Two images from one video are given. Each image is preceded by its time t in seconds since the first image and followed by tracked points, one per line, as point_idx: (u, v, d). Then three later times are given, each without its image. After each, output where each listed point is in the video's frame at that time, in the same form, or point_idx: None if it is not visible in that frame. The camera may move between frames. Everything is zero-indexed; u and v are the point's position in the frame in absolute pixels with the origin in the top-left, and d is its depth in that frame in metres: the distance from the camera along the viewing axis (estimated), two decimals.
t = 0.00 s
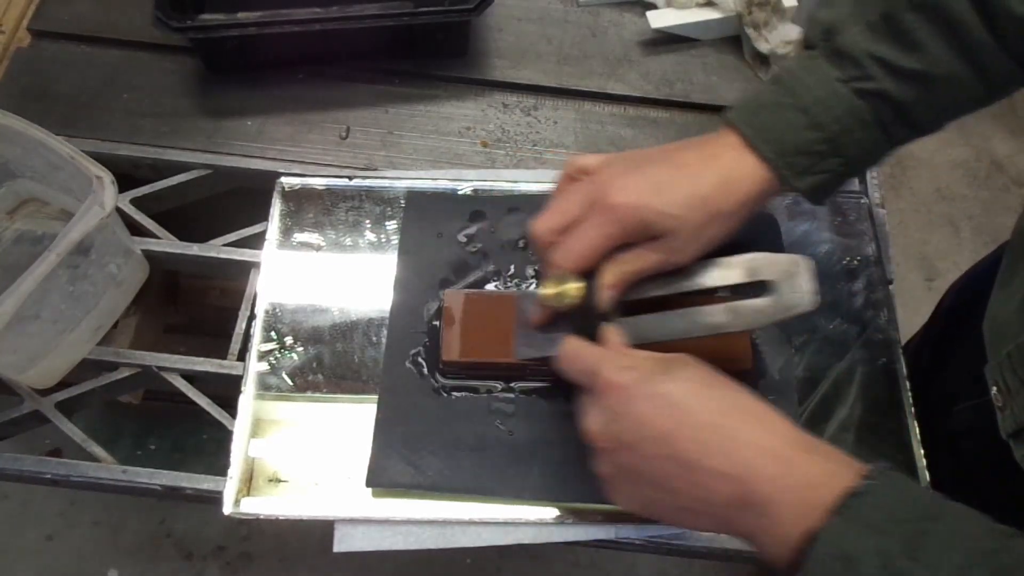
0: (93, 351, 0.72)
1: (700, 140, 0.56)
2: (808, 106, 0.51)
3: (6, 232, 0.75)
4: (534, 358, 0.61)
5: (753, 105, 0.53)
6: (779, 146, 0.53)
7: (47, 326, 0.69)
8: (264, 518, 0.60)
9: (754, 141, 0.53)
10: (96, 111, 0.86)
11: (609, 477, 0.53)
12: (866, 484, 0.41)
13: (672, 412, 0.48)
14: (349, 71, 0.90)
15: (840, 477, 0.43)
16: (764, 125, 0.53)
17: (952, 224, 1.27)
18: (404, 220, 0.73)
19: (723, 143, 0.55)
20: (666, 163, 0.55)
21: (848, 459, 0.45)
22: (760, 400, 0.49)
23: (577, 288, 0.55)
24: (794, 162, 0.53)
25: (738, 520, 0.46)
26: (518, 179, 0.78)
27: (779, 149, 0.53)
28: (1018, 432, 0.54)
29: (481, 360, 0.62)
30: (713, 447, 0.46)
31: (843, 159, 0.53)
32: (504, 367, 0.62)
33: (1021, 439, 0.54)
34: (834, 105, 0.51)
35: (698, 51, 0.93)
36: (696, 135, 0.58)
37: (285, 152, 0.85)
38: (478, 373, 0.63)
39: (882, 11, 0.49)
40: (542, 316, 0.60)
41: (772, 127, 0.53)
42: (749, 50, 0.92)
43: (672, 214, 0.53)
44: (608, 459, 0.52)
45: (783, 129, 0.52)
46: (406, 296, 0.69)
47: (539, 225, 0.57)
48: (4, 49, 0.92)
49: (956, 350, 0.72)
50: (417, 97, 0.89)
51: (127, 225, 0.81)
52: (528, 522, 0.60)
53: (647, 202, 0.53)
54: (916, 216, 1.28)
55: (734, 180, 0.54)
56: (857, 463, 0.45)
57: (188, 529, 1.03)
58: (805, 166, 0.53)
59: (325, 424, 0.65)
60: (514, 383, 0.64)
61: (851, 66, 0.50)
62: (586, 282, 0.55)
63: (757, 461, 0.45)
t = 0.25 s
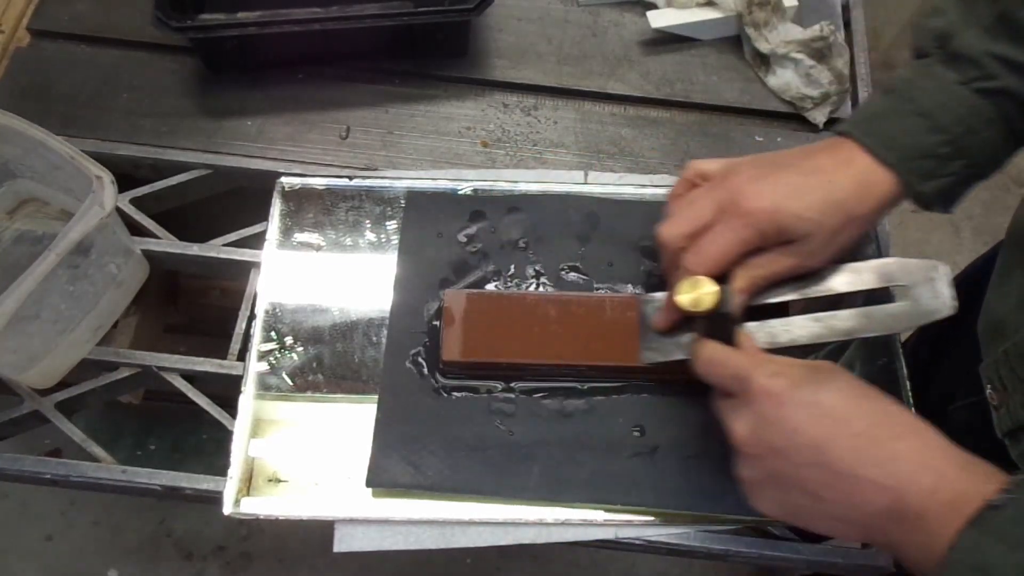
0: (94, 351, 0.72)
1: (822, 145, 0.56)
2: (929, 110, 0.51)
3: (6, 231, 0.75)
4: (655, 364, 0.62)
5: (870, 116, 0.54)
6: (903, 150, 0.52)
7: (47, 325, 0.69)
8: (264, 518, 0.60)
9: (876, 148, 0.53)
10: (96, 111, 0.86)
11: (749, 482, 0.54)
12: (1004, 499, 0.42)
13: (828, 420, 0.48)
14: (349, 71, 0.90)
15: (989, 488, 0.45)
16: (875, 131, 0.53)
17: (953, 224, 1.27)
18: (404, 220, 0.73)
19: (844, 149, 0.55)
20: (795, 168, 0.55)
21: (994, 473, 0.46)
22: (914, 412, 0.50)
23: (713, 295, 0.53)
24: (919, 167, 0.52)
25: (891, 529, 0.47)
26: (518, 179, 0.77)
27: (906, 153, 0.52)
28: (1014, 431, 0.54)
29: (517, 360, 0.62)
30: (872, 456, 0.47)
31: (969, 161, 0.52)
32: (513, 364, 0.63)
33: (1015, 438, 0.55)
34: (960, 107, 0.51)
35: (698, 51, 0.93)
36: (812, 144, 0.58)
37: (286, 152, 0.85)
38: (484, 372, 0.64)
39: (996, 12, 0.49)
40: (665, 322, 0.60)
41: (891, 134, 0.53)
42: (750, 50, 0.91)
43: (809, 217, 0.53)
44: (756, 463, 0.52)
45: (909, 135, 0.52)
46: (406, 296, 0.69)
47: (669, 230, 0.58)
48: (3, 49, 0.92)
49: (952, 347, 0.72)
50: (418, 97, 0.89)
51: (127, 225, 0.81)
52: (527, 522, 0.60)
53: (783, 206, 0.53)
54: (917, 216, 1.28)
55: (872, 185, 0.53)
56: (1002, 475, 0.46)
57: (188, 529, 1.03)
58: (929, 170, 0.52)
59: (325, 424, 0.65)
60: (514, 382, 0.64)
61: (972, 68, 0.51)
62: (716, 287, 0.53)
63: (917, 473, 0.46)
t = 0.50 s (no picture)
0: (93, 351, 0.72)
1: (831, 150, 0.61)
2: (944, 111, 0.57)
3: (6, 231, 0.75)
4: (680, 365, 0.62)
5: (886, 118, 0.59)
6: (920, 151, 0.58)
7: (47, 326, 0.69)
8: (264, 518, 0.60)
9: (894, 149, 0.59)
10: (96, 111, 0.86)
11: (767, 480, 0.55)
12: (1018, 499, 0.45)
13: (850, 421, 0.50)
14: (349, 71, 0.90)
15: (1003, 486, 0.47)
16: (895, 131, 0.59)
17: (953, 224, 1.27)
18: (404, 221, 0.73)
19: (859, 153, 0.60)
20: (817, 171, 0.59)
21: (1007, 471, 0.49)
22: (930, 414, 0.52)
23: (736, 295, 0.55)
24: (934, 167, 0.58)
25: (910, 527, 0.49)
26: (518, 179, 0.77)
27: (923, 153, 0.58)
28: (1009, 431, 0.54)
29: (522, 362, 0.62)
30: (894, 456, 0.49)
31: (985, 160, 0.58)
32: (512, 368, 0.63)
33: (1010, 438, 0.54)
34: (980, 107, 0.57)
35: (698, 51, 0.93)
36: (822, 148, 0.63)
37: (286, 151, 0.84)
38: (482, 373, 0.64)
39: (1003, 19, 0.56)
40: (687, 323, 0.60)
41: (909, 135, 0.58)
42: (749, 50, 0.91)
43: (831, 218, 0.57)
44: (778, 462, 0.54)
45: (927, 137, 0.58)
46: (406, 296, 0.69)
47: (693, 229, 0.61)
48: (3, 49, 0.92)
49: (948, 347, 0.72)
50: (418, 97, 0.89)
51: (126, 225, 0.81)
52: (527, 522, 0.60)
53: (806, 207, 0.57)
54: (917, 216, 1.28)
55: (886, 186, 0.58)
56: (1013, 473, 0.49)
57: (188, 529, 1.03)
58: (945, 169, 0.58)
59: (325, 424, 0.65)
60: (514, 382, 0.64)
61: (986, 68, 0.56)
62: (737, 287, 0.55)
63: (937, 472, 0.48)
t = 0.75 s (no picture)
0: (93, 351, 0.72)
1: (744, 145, 0.56)
2: (858, 111, 0.51)
3: (6, 231, 0.75)
4: (592, 362, 0.61)
5: (798, 115, 0.53)
6: (827, 149, 0.52)
7: (46, 326, 0.69)
8: (264, 518, 0.60)
9: (800, 147, 0.53)
10: (95, 111, 0.86)
11: (671, 478, 0.54)
12: (918, 489, 0.42)
13: (742, 413, 0.48)
14: (349, 71, 0.90)
15: (900, 481, 0.45)
16: (804, 128, 0.53)
17: (953, 224, 1.27)
18: (404, 221, 0.73)
19: (773, 146, 0.54)
20: (726, 166, 0.55)
21: (903, 463, 0.46)
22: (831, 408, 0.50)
23: (639, 290, 0.55)
24: (842, 167, 0.52)
25: (806, 522, 0.47)
26: (518, 179, 0.77)
27: (822, 150, 0.52)
28: (1005, 431, 0.54)
29: (520, 362, 0.62)
30: (792, 449, 0.47)
31: (893, 161, 0.52)
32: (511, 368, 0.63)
33: (1007, 438, 0.55)
34: (894, 108, 0.50)
35: (698, 51, 0.93)
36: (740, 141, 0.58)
37: (286, 152, 0.84)
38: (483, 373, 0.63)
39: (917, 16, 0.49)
40: (597, 319, 0.60)
41: (821, 131, 0.52)
42: (749, 50, 0.91)
43: (735, 216, 0.54)
44: (676, 459, 0.52)
45: (827, 132, 0.52)
46: (406, 296, 0.69)
47: (597, 226, 0.58)
48: (3, 49, 0.92)
49: (949, 346, 0.71)
50: (417, 97, 0.88)
51: (127, 225, 0.81)
52: (527, 522, 0.60)
53: (712, 204, 0.54)
54: (917, 216, 1.28)
55: (794, 184, 0.53)
56: (914, 464, 0.46)
57: (188, 529, 1.03)
58: (851, 170, 0.52)
59: (325, 424, 0.65)
60: (513, 382, 0.64)
61: (899, 70, 0.50)
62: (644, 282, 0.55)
63: (835, 464, 0.46)
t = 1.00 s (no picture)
0: (93, 351, 0.72)
1: (657, 136, 0.57)
2: (764, 104, 0.52)
3: (6, 231, 0.75)
4: (487, 359, 0.61)
5: (712, 102, 0.54)
6: (733, 142, 0.54)
7: (47, 326, 0.69)
8: (264, 518, 0.60)
9: (712, 140, 0.54)
10: (95, 111, 0.86)
11: (550, 473, 0.54)
12: (802, 478, 0.43)
13: (611, 404, 0.49)
14: (348, 71, 0.90)
15: (772, 472, 0.44)
16: (717, 118, 0.54)
17: (953, 224, 1.27)
18: (404, 221, 0.73)
19: (668, 143, 0.56)
20: (614, 163, 0.56)
21: (788, 454, 0.46)
22: (704, 397, 0.50)
23: (526, 287, 0.56)
24: (746, 159, 0.54)
25: (681, 512, 0.48)
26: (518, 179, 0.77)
27: (732, 144, 0.54)
28: (1003, 428, 0.55)
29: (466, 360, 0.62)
30: (653, 439, 0.48)
31: (797, 156, 0.53)
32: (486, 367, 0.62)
33: (1005, 435, 0.55)
34: (791, 104, 0.52)
35: (698, 51, 0.93)
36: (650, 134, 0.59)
37: (286, 152, 0.85)
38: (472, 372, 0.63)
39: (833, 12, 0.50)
40: (494, 316, 0.60)
41: (728, 122, 0.54)
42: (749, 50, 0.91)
43: (622, 213, 0.55)
44: (552, 454, 0.53)
45: (735, 125, 0.53)
46: (406, 296, 0.69)
47: (489, 223, 0.58)
48: (3, 49, 0.92)
49: (950, 345, 0.72)
50: (417, 97, 0.89)
51: (127, 225, 0.81)
52: (527, 522, 0.60)
53: (598, 201, 0.54)
54: (917, 215, 1.28)
55: (687, 180, 0.55)
56: (799, 455, 0.46)
57: (188, 528, 1.03)
58: (756, 164, 0.54)
59: (325, 424, 0.65)
60: (513, 383, 0.64)
61: (810, 65, 0.51)
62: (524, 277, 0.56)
63: (697, 453, 0.46)
